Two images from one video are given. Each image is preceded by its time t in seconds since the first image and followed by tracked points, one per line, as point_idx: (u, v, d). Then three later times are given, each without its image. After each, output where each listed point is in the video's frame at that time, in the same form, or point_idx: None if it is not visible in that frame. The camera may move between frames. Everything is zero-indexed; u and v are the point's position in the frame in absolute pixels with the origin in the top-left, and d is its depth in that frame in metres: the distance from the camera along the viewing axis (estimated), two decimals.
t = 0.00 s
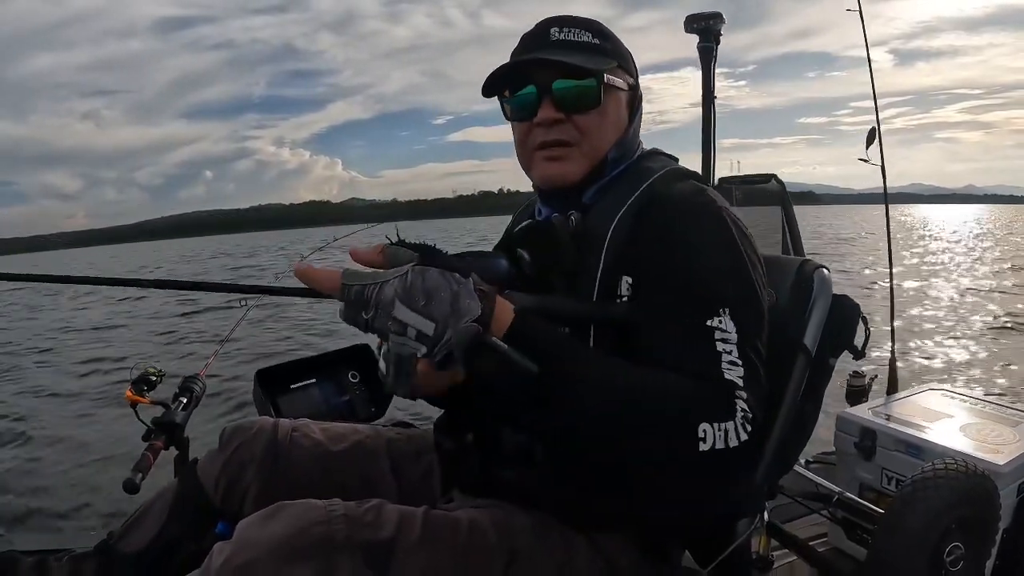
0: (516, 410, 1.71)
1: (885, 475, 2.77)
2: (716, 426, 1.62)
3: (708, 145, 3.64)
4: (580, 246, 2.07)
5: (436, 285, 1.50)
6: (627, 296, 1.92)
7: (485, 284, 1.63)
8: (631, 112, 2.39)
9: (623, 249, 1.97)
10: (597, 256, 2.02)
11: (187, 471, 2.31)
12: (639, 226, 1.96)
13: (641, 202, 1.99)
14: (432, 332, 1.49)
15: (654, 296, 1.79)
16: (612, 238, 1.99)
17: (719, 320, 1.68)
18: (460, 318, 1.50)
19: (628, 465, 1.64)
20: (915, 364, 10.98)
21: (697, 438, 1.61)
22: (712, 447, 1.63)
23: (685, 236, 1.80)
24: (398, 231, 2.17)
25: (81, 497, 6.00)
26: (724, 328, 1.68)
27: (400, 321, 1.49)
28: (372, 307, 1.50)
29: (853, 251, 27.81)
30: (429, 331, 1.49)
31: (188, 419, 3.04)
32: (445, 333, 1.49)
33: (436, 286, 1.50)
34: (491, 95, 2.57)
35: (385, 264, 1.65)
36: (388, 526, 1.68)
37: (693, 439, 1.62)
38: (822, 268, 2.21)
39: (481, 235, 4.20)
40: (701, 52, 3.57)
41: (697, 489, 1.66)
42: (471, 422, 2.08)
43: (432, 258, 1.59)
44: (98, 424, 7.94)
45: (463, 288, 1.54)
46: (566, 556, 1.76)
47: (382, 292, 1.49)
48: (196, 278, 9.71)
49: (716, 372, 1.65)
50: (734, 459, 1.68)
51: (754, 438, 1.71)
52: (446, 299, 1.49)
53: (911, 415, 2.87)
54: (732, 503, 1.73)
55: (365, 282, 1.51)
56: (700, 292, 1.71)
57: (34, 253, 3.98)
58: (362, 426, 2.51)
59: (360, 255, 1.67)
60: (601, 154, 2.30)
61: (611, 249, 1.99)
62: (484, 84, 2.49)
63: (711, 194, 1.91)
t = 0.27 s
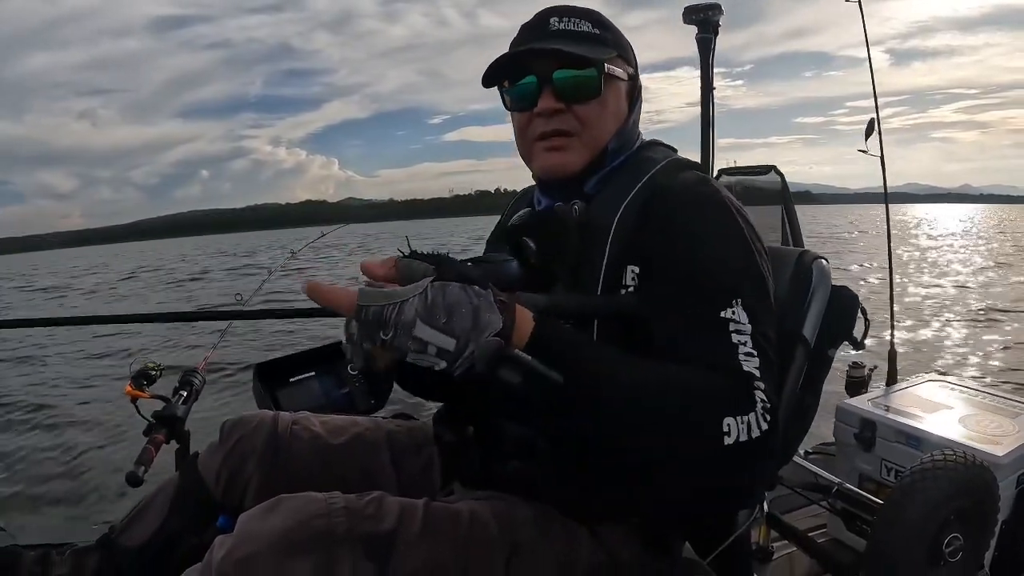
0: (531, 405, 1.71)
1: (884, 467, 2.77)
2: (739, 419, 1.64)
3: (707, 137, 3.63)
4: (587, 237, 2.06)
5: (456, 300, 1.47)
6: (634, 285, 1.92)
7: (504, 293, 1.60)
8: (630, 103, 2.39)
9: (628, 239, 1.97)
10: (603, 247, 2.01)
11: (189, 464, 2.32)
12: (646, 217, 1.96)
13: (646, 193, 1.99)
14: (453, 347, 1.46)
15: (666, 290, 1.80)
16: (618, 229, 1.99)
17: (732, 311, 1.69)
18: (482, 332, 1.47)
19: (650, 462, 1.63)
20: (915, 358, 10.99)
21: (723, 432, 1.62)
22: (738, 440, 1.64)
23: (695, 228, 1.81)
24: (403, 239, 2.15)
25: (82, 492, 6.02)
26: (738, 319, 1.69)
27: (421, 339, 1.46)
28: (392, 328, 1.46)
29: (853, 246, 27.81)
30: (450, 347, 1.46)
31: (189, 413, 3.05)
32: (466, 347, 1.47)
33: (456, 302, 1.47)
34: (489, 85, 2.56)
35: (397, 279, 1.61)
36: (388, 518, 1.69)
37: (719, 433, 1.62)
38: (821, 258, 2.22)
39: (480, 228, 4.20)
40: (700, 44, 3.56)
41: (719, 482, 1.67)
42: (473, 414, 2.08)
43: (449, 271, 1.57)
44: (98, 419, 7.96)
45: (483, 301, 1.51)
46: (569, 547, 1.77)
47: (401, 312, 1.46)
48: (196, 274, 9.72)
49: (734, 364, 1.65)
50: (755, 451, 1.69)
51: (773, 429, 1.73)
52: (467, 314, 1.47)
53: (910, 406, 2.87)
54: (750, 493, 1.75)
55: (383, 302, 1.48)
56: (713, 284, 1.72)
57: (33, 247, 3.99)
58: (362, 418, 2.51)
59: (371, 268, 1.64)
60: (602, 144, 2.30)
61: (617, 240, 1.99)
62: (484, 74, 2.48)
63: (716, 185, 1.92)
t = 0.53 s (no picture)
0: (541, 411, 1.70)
1: (884, 468, 2.77)
2: (756, 424, 1.65)
3: (709, 137, 3.63)
4: (591, 240, 2.05)
5: (471, 322, 1.47)
6: (643, 288, 1.93)
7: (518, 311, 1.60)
8: (629, 103, 2.39)
9: (634, 241, 1.96)
10: (607, 249, 1.99)
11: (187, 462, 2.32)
12: (652, 221, 1.95)
13: (651, 194, 1.98)
14: (470, 370, 1.46)
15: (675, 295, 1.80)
16: (624, 232, 1.97)
17: (743, 316, 1.70)
18: (498, 353, 1.47)
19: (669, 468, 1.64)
20: (913, 359, 11.00)
21: (740, 439, 1.63)
22: (754, 446, 1.65)
23: (702, 231, 1.81)
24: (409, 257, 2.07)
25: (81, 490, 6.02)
26: (749, 323, 1.70)
27: (437, 363, 1.46)
28: (408, 354, 1.46)
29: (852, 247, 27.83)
30: (467, 369, 1.47)
31: (188, 411, 3.05)
32: (482, 369, 1.47)
33: (471, 324, 1.47)
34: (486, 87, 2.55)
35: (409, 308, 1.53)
36: (387, 517, 1.69)
37: (736, 439, 1.63)
38: (821, 259, 2.23)
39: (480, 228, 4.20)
40: (701, 44, 3.56)
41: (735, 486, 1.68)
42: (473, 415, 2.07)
43: (462, 292, 1.54)
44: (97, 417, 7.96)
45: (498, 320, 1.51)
46: (569, 547, 1.77)
47: (416, 338, 1.46)
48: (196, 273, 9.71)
49: (749, 370, 1.67)
50: (769, 455, 1.71)
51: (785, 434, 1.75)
52: (482, 336, 1.47)
53: (910, 408, 2.87)
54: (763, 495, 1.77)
55: (397, 329, 1.47)
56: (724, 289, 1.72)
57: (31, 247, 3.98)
58: (362, 417, 2.51)
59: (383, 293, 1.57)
60: (602, 146, 2.30)
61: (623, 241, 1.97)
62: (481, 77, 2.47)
63: (722, 188, 1.93)
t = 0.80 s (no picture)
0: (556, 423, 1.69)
1: (885, 472, 2.77)
2: (773, 441, 1.65)
3: (711, 141, 3.63)
4: (602, 247, 2.03)
5: (500, 359, 1.48)
6: (652, 300, 1.91)
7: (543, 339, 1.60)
8: (640, 107, 2.38)
9: (642, 249, 1.95)
10: (619, 256, 1.98)
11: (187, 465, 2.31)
12: (663, 230, 1.94)
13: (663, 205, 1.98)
14: (498, 404, 1.49)
15: (686, 307, 1.79)
16: (635, 242, 1.96)
17: (758, 331, 1.69)
18: (526, 388, 1.48)
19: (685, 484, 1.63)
20: (913, 362, 11.00)
21: (759, 457, 1.63)
22: (773, 463, 1.65)
23: (713, 241, 1.80)
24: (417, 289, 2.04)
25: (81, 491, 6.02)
26: (763, 338, 1.69)
27: (466, 401, 1.48)
28: (436, 396, 1.47)
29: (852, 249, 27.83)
30: (495, 405, 1.49)
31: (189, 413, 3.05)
32: (510, 404, 1.49)
33: (500, 360, 1.48)
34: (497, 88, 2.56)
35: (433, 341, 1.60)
36: (388, 520, 1.69)
37: (754, 457, 1.63)
38: (824, 264, 2.22)
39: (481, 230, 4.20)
40: (703, 48, 3.56)
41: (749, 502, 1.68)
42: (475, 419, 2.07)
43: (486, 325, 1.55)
44: (97, 419, 7.96)
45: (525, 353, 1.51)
46: (570, 551, 1.76)
47: (445, 379, 1.46)
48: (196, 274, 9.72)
49: (765, 387, 1.66)
50: (785, 471, 1.70)
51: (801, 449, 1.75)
52: (511, 371, 1.47)
53: (911, 412, 2.87)
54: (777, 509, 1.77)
55: (425, 370, 1.47)
56: (739, 304, 1.70)
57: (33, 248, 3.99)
58: (364, 420, 2.51)
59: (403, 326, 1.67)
60: (613, 150, 2.29)
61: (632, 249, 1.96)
62: (493, 77, 2.47)
63: (732, 198, 1.92)
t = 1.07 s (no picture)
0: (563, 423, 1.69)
1: (885, 469, 2.77)
2: (782, 434, 1.65)
3: (709, 139, 3.63)
4: (604, 246, 1.99)
5: (515, 372, 1.44)
6: (650, 298, 1.89)
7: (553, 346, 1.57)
8: (639, 106, 2.38)
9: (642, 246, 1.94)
10: (620, 252, 1.95)
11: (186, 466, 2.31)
12: (665, 229, 1.94)
13: (663, 202, 1.98)
14: (512, 415, 1.47)
15: (689, 303, 1.79)
16: (635, 240, 1.95)
17: (761, 323, 1.70)
18: (540, 399, 1.46)
19: (695, 482, 1.62)
20: (912, 359, 11.02)
21: (770, 449, 1.63)
22: (784, 454, 1.65)
23: (713, 235, 1.81)
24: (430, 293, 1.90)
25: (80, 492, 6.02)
26: (767, 330, 1.70)
27: (481, 414, 1.45)
28: (451, 411, 1.43)
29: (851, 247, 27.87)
30: (509, 416, 1.47)
31: (188, 413, 3.04)
32: (524, 414, 1.47)
33: (515, 373, 1.44)
34: (496, 88, 2.56)
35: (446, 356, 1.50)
36: (387, 520, 1.69)
37: (764, 448, 1.64)
38: (822, 260, 2.22)
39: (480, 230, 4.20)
40: (702, 45, 3.56)
41: (758, 496, 1.68)
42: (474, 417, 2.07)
43: (499, 334, 1.50)
44: (97, 419, 7.97)
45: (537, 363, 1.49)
46: (572, 549, 1.77)
47: (461, 396, 1.42)
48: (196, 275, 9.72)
49: (772, 379, 1.66)
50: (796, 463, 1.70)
51: (809, 441, 1.75)
52: (525, 383, 1.45)
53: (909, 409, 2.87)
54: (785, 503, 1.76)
55: (441, 389, 1.42)
56: (742, 298, 1.71)
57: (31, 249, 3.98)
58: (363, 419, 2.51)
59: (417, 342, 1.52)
60: (613, 150, 2.29)
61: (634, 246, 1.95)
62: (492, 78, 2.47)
63: (733, 195, 1.92)
